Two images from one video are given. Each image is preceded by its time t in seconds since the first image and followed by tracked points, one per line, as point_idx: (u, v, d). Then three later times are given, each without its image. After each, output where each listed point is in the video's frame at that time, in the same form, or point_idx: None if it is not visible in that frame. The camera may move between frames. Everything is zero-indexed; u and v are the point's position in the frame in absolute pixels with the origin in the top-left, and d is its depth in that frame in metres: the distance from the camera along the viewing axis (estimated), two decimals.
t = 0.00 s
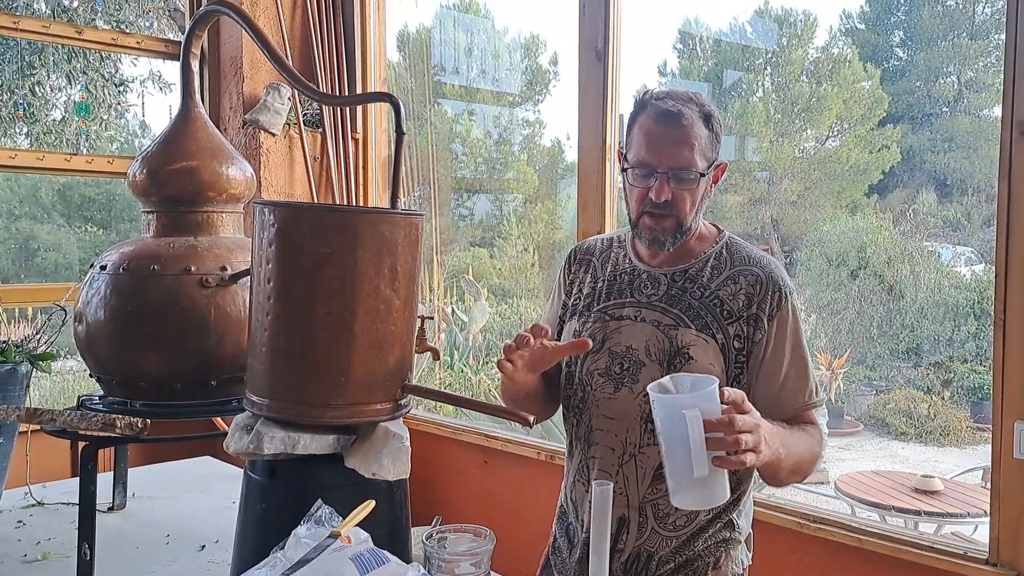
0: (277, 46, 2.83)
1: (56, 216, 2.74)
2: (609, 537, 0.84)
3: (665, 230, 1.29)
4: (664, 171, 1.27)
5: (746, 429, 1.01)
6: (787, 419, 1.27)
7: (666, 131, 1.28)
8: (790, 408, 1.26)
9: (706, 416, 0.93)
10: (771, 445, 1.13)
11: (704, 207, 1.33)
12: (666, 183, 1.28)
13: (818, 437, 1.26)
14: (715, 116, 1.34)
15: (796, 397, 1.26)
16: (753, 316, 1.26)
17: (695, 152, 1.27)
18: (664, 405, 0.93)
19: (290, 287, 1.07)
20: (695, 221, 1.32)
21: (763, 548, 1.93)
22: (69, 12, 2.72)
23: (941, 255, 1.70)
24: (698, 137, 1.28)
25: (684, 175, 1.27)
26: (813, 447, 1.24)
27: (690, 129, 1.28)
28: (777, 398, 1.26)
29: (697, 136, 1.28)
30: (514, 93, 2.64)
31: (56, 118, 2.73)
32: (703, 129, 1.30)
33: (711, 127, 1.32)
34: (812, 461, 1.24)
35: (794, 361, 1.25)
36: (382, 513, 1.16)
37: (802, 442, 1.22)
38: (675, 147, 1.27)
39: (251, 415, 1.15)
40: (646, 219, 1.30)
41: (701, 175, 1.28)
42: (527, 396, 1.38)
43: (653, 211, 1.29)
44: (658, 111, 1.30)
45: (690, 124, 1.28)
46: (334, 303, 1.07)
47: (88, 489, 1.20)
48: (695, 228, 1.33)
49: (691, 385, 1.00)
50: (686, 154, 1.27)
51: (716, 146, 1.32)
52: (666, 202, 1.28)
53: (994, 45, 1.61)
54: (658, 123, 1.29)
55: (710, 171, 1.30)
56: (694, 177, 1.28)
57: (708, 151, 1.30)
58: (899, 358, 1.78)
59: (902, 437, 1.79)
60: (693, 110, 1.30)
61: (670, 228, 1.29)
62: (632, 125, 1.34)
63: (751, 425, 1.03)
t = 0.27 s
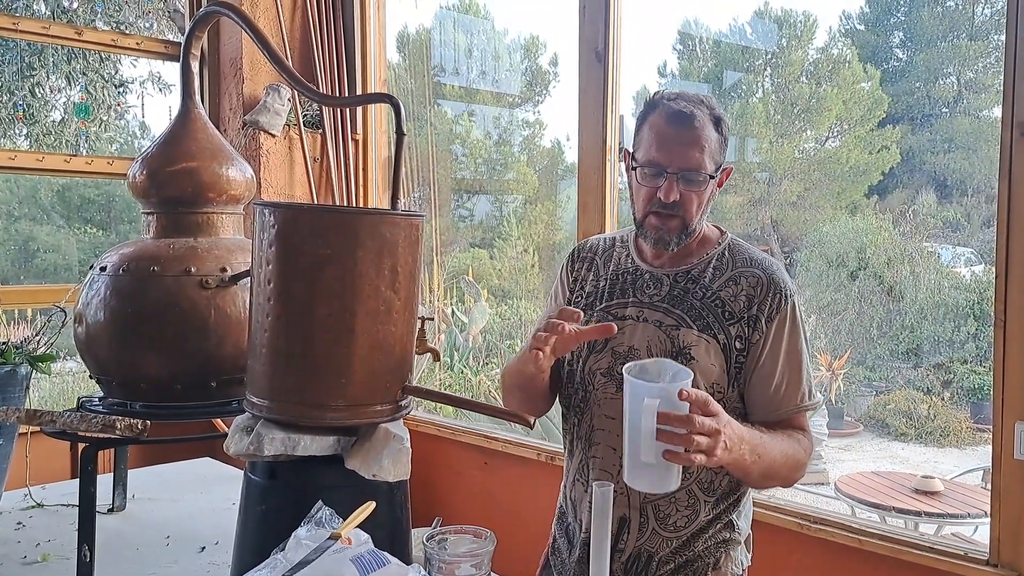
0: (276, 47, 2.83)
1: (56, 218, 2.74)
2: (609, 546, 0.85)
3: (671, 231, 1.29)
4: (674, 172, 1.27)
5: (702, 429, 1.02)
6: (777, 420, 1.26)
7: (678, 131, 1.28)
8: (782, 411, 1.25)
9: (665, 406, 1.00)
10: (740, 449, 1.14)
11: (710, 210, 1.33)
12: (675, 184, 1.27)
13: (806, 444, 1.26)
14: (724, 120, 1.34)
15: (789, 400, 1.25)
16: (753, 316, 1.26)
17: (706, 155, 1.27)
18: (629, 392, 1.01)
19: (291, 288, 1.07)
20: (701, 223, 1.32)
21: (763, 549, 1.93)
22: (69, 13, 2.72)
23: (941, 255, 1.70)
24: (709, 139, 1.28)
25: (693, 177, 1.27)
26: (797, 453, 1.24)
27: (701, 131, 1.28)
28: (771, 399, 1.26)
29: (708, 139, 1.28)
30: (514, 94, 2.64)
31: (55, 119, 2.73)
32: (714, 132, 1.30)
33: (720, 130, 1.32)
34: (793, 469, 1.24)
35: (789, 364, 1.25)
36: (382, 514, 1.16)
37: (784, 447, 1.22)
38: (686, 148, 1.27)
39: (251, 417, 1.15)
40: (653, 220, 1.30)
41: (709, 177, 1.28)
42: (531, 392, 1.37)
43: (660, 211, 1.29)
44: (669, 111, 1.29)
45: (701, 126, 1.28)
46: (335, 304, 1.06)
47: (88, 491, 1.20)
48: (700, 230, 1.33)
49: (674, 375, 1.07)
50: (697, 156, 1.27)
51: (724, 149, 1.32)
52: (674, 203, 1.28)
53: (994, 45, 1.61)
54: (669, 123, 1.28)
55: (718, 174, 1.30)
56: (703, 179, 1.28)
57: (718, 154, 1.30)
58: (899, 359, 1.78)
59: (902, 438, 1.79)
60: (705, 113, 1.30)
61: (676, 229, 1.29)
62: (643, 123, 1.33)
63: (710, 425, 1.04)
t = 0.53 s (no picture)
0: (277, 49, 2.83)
1: (55, 219, 2.74)
2: (609, 540, 0.84)
3: (673, 228, 1.29)
4: (676, 168, 1.27)
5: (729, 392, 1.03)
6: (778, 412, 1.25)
7: (679, 129, 1.28)
8: (783, 407, 1.25)
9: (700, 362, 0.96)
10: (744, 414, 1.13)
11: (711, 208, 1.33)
12: (677, 180, 1.27)
13: (809, 439, 1.25)
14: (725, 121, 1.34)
15: (790, 398, 1.25)
16: (755, 314, 1.26)
17: (707, 152, 1.28)
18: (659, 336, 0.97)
19: (291, 290, 1.07)
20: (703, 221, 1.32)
21: (764, 550, 1.93)
22: (69, 14, 2.72)
23: (941, 256, 1.70)
24: (710, 136, 1.28)
25: (695, 173, 1.27)
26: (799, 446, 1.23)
27: (702, 128, 1.28)
28: (770, 393, 1.25)
29: (709, 135, 1.28)
30: (514, 95, 2.64)
31: (55, 121, 2.73)
32: (715, 130, 1.30)
33: (722, 129, 1.32)
34: (794, 459, 1.22)
35: (790, 360, 1.25)
36: (382, 516, 1.15)
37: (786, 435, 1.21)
38: (689, 145, 1.27)
39: (250, 419, 1.15)
40: (656, 216, 1.30)
41: (711, 174, 1.28)
42: (539, 391, 1.35)
43: (663, 208, 1.29)
44: (670, 110, 1.30)
45: (702, 123, 1.28)
46: (335, 305, 1.06)
47: (87, 492, 1.19)
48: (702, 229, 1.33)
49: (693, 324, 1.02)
50: (698, 152, 1.27)
51: (726, 148, 1.33)
52: (675, 198, 1.28)
53: (993, 46, 1.61)
54: (671, 121, 1.29)
55: (719, 172, 1.30)
56: (705, 175, 1.28)
57: (719, 151, 1.30)
58: (899, 360, 1.78)
59: (902, 439, 1.78)
60: (705, 111, 1.30)
61: (679, 226, 1.29)
62: (644, 122, 1.34)
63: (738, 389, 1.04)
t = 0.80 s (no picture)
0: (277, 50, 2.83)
1: (55, 221, 2.74)
2: (610, 539, 0.83)
3: (669, 227, 1.29)
4: (661, 168, 1.28)
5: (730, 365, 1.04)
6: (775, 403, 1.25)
7: (658, 130, 1.29)
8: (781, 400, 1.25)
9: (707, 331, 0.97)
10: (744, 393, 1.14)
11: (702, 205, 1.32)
12: (664, 179, 1.28)
13: (808, 430, 1.24)
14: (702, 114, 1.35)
15: (788, 392, 1.25)
16: (754, 310, 1.26)
17: (689, 147, 1.28)
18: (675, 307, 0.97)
19: (290, 291, 1.06)
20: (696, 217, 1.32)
21: (764, 551, 1.93)
22: (69, 16, 2.72)
23: (941, 257, 1.70)
24: (690, 131, 1.29)
25: (681, 169, 1.27)
26: (797, 435, 1.22)
27: (682, 126, 1.29)
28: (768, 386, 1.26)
29: (688, 132, 1.29)
30: (514, 96, 2.64)
31: (55, 122, 2.72)
32: (693, 125, 1.31)
33: (699, 123, 1.33)
34: (791, 447, 1.21)
35: (788, 354, 1.25)
36: (382, 517, 1.15)
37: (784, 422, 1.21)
38: (670, 143, 1.28)
39: (249, 421, 1.15)
40: (649, 218, 1.30)
41: (697, 168, 1.28)
42: (544, 393, 1.34)
43: (654, 209, 1.29)
44: (647, 113, 1.31)
45: (679, 120, 1.29)
46: (335, 306, 1.06)
47: (87, 494, 1.19)
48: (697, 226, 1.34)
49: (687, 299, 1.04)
50: (680, 149, 1.28)
51: (708, 142, 1.34)
52: (665, 198, 1.28)
53: (993, 47, 1.61)
54: (648, 123, 1.30)
55: (705, 165, 1.30)
56: (690, 170, 1.28)
57: (701, 145, 1.31)
58: (899, 361, 1.78)
59: (902, 440, 1.78)
60: (682, 109, 1.32)
61: (674, 224, 1.28)
62: (626, 129, 1.35)
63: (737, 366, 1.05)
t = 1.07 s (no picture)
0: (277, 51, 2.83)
1: (54, 222, 2.74)
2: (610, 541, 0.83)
3: (660, 226, 1.31)
4: (644, 168, 1.29)
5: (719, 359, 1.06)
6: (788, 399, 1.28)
7: (637, 132, 1.31)
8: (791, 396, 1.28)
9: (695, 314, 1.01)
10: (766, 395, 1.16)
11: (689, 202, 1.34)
12: (649, 179, 1.29)
13: (817, 424, 1.28)
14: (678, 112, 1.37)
15: (798, 387, 1.29)
16: (755, 310, 1.27)
17: (669, 145, 1.30)
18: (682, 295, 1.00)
19: (289, 292, 1.06)
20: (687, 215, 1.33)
21: (764, 552, 1.92)
22: (68, 17, 2.72)
23: (941, 258, 1.70)
24: (668, 130, 1.31)
25: (663, 168, 1.29)
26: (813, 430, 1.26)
27: (659, 125, 1.31)
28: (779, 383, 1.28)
29: (666, 130, 1.31)
30: (513, 97, 2.64)
31: (54, 123, 2.72)
32: (671, 123, 1.33)
33: (677, 120, 1.35)
34: (808, 443, 1.25)
35: (791, 351, 1.27)
36: (382, 519, 1.15)
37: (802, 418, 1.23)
38: (650, 143, 1.29)
39: (249, 422, 1.15)
40: (641, 222, 1.31)
41: (679, 165, 1.30)
42: (545, 397, 1.33)
43: (643, 211, 1.31)
44: (625, 118, 1.34)
45: (657, 120, 1.31)
46: (334, 307, 1.06)
47: (86, 496, 1.19)
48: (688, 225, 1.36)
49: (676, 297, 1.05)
50: (661, 148, 1.29)
51: (688, 139, 1.35)
52: (652, 198, 1.30)
53: (993, 48, 1.61)
54: (626, 127, 1.32)
55: (688, 161, 1.32)
56: (673, 168, 1.29)
57: (681, 143, 1.33)
58: (899, 362, 1.78)
59: (902, 441, 1.78)
60: (659, 109, 1.34)
61: (665, 224, 1.31)
62: (607, 136, 1.37)
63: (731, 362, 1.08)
